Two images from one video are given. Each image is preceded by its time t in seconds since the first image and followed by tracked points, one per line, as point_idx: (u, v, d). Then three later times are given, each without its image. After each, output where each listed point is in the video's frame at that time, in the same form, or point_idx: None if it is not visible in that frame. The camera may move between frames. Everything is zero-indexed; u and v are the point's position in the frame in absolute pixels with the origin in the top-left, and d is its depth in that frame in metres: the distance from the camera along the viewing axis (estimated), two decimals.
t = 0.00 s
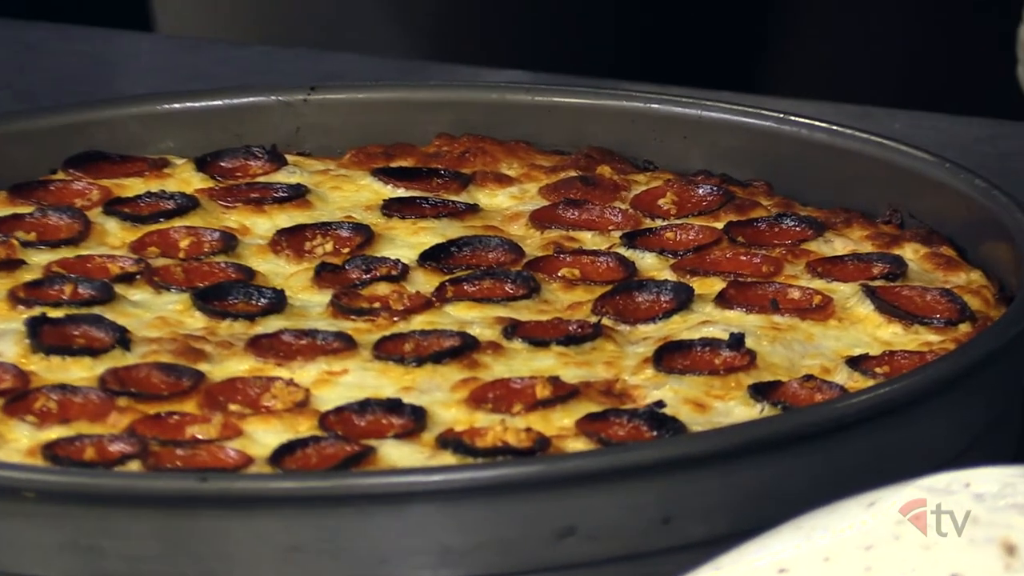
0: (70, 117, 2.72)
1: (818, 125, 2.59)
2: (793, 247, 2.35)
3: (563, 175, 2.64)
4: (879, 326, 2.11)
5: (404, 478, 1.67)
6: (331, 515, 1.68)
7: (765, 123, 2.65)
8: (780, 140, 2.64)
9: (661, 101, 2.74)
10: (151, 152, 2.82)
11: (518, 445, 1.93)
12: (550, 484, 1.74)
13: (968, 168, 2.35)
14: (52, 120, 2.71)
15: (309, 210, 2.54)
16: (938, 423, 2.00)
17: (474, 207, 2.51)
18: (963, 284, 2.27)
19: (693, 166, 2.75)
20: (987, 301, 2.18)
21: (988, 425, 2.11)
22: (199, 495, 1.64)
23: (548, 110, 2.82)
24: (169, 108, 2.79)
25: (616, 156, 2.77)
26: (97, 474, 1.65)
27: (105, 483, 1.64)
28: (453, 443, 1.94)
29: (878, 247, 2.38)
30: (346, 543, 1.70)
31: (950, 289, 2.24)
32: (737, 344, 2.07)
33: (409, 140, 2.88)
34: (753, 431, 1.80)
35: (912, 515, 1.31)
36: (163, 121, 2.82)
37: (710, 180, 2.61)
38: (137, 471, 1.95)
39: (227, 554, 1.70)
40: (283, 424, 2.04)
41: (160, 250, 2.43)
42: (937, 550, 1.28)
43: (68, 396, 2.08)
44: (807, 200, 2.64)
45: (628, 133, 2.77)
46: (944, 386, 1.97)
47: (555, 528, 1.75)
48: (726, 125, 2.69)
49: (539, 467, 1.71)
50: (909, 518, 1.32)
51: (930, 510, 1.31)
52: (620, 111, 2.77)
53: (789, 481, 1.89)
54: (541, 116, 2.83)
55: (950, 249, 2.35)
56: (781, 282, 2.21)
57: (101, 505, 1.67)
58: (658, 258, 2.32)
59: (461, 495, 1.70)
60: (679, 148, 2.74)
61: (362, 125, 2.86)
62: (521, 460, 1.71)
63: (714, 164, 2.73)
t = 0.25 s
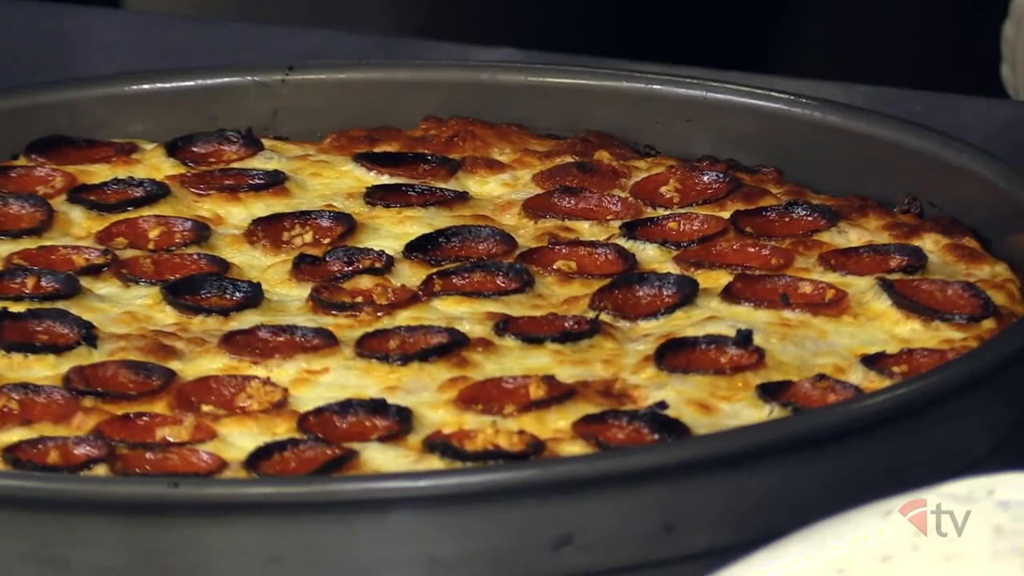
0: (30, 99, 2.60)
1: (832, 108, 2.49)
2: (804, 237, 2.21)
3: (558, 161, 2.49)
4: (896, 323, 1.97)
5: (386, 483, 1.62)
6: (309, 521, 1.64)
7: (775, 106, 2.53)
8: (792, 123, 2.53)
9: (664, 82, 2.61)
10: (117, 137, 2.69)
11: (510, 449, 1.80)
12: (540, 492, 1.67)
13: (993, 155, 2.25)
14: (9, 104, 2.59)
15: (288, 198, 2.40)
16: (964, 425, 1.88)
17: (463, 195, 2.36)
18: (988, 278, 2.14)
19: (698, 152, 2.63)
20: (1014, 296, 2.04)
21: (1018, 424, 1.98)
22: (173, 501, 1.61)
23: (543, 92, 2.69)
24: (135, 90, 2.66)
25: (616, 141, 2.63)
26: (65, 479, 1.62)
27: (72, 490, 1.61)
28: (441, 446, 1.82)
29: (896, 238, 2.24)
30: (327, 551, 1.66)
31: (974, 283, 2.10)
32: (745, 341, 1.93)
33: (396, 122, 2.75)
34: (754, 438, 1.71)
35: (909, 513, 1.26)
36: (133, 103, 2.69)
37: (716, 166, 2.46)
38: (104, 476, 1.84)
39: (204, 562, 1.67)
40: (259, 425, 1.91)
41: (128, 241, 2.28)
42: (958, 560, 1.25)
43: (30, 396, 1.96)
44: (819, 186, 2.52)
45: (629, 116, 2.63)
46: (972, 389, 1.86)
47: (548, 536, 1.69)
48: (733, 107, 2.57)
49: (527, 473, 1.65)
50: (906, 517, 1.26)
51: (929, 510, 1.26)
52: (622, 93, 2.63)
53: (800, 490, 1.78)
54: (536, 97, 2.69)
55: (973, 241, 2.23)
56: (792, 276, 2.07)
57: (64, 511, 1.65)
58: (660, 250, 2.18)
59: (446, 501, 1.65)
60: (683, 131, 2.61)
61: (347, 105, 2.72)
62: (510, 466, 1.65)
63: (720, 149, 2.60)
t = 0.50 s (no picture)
0: (15, 89, 2.58)
1: (836, 96, 2.45)
2: (808, 230, 2.16)
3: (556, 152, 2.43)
4: (903, 317, 1.92)
5: (380, 482, 1.57)
6: (300, 521, 1.59)
7: (777, 94, 2.50)
8: (795, 111, 2.49)
9: (663, 70, 2.59)
10: (103, 128, 2.67)
11: (506, 447, 1.75)
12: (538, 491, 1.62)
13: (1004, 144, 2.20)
14: None
15: (277, 190, 2.34)
16: (975, 422, 1.83)
17: (458, 187, 2.31)
18: (998, 270, 2.07)
19: (699, 143, 2.59)
20: None
21: None
22: (160, 500, 1.56)
23: (540, 81, 2.66)
24: (119, 79, 2.65)
25: (614, 130, 2.60)
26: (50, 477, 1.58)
27: (56, 489, 1.57)
28: (436, 444, 1.77)
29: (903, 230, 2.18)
30: (319, 552, 1.61)
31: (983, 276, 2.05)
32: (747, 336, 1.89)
33: (389, 113, 2.72)
34: (759, 435, 1.66)
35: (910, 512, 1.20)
36: (120, 94, 2.67)
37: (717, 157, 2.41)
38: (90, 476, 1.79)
39: (192, 563, 1.62)
40: (249, 423, 1.86)
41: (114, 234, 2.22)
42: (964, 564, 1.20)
43: (14, 393, 1.91)
44: (823, 178, 2.48)
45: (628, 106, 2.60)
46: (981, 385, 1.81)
47: (547, 536, 1.64)
48: (735, 96, 2.54)
49: (526, 471, 1.60)
50: (907, 517, 1.20)
51: (930, 509, 1.20)
52: (621, 81, 2.61)
53: (806, 489, 1.74)
54: (533, 87, 2.66)
55: (982, 234, 2.16)
56: (796, 269, 2.02)
57: (51, 511, 1.60)
58: (661, 243, 2.13)
59: (441, 500, 1.60)
60: (683, 121, 2.58)
61: (340, 94, 2.71)
62: (508, 463, 1.60)
63: (721, 138, 2.57)
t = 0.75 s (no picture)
0: (16, 90, 2.58)
1: (839, 97, 2.45)
2: (810, 231, 2.16)
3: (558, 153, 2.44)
4: (906, 318, 1.92)
5: (383, 481, 1.58)
6: (303, 521, 1.59)
7: (779, 95, 2.51)
8: (798, 113, 2.50)
9: (666, 71, 2.59)
10: (106, 130, 2.68)
11: (509, 448, 1.75)
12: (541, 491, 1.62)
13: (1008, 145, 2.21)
14: None
15: (280, 191, 2.34)
16: (976, 423, 1.83)
17: (460, 188, 2.31)
18: (1001, 271, 2.07)
19: (701, 144, 2.60)
20: None
21: None
22: (163, 500, 1.56)
23: (543, 83, 2.67)
24: (122, 81, 2.66)
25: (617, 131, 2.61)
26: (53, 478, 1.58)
27: (59, 490, 1.57)
28: (438, 444, 1.77)
29: (906, 231, 2.18)
30: (321, 552, 1.61)
31: (986, 277, 2.05)
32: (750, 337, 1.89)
33: (392, 114, 2.73)
34: (762, 435, 1.66)
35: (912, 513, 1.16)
36: (121, 95, 2.67)
37: (720, 158, 2.41)
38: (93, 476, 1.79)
39: (194, 562, 1.62)
40: (251, 423, 1.86)
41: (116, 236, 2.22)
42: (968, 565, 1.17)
43: (17, 393, 1.91)
44: (825, 179, 2.48)
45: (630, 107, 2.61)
46: (983, 386, 1.81)
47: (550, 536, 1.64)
48: (737, 98, 2.54)
49: (529, 471, 1.60)
50: (908, 517, 1.17)
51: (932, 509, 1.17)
52: (624, 82, 2.61)
53: (808, 490, 1.74)
54: (535, 88, 2.67)
55: (985, 234, 2.16)
56: (798, 270, 2.03)
57: (55, 510, 1.60)
58: (663, 244, 2.13)
59: (444, 500, 1.60)
60: (686, 122, 2.59)
61: (344, 95, 2.71)
62: (511, 463, 1.60)
63: (723, 140, 2.57)
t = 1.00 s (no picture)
0: (24, 92, 2.59)
1: (848, 99, 2.46)
2: (819, 233, 2.16)
3: (566, 155, 2.44)
4: (915, 320, 1.93)
5: (392, 482, 1.58)
6: (311, 522, 1.59)
7: (787, 97, 2.52)
8: (807, 115, 2.50)
9: (674, 74, 2.61)
10: (115, 131, 2.68)
11: (517, 449, 1.75)
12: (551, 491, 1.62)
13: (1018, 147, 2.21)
14: (4, 97, 2.58)
15: (288, 193, 2.35)
16: (984, 424, 1.84)
17: (468, 190, 2.31)
18: (1011, 273, 2.07)
19: (709, 145, 2.60)
20: None
21: None
22: (172, 499, 1.56)
23: (551, 85, 2.68)
24: (131, 83, 2.66)
25: (626, 133, 2.61)
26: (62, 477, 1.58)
27: (67, 489, 1.57)
28: (447, 445, 1.77)
29: (915, 232, 2.19)
30: (330, 552, 1.62)
31: (996, 279, 2.05)
32: (759, 338, 1.89)
33: (401, 115, 2.74)
34: (771, 436, 1.67)
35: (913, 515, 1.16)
36: (129, 97, 2.68)
37: (728, 160, 2.42)
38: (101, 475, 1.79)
39: (203, 562, 1.62)
40: (260, 424, 1.86)
41: (125, 237, 2.23)
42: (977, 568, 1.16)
43: (26, 393, 1.92)
44: (834, 181, 2.48)
45: (639, 108, 2.62)
46: (991, 387, 1.81)
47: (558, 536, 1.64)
48: (747, 100, 2.55)
49: (537, 471, 1.60)
50: (908, 517, 1.16)
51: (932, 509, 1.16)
52: (632, 84, 2.62)
53: (817, 491, 1.74)
54: (542, 89, 2.68)
55: (995, 235, 2.16)
56: (807, 271, 2.03)
57: (65, 509, 1.60)
58: (672, 246, 2.13)
59: (452, 501, 1.60)
60: (694, 124, 2.60)
61: (352, 96, 2.72)
62: (519, 464, 1.60)
63: (732, 141, 2.58)
